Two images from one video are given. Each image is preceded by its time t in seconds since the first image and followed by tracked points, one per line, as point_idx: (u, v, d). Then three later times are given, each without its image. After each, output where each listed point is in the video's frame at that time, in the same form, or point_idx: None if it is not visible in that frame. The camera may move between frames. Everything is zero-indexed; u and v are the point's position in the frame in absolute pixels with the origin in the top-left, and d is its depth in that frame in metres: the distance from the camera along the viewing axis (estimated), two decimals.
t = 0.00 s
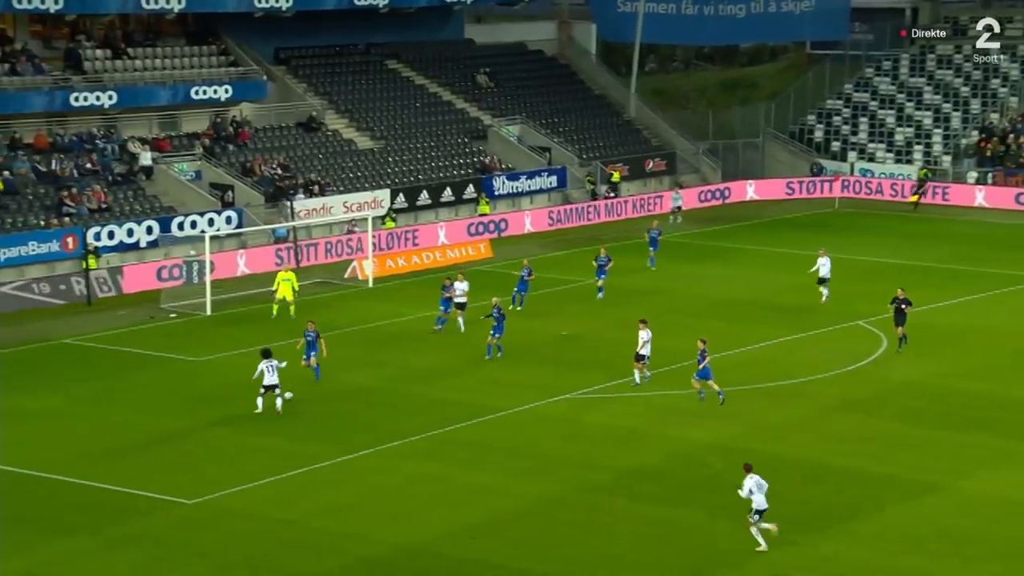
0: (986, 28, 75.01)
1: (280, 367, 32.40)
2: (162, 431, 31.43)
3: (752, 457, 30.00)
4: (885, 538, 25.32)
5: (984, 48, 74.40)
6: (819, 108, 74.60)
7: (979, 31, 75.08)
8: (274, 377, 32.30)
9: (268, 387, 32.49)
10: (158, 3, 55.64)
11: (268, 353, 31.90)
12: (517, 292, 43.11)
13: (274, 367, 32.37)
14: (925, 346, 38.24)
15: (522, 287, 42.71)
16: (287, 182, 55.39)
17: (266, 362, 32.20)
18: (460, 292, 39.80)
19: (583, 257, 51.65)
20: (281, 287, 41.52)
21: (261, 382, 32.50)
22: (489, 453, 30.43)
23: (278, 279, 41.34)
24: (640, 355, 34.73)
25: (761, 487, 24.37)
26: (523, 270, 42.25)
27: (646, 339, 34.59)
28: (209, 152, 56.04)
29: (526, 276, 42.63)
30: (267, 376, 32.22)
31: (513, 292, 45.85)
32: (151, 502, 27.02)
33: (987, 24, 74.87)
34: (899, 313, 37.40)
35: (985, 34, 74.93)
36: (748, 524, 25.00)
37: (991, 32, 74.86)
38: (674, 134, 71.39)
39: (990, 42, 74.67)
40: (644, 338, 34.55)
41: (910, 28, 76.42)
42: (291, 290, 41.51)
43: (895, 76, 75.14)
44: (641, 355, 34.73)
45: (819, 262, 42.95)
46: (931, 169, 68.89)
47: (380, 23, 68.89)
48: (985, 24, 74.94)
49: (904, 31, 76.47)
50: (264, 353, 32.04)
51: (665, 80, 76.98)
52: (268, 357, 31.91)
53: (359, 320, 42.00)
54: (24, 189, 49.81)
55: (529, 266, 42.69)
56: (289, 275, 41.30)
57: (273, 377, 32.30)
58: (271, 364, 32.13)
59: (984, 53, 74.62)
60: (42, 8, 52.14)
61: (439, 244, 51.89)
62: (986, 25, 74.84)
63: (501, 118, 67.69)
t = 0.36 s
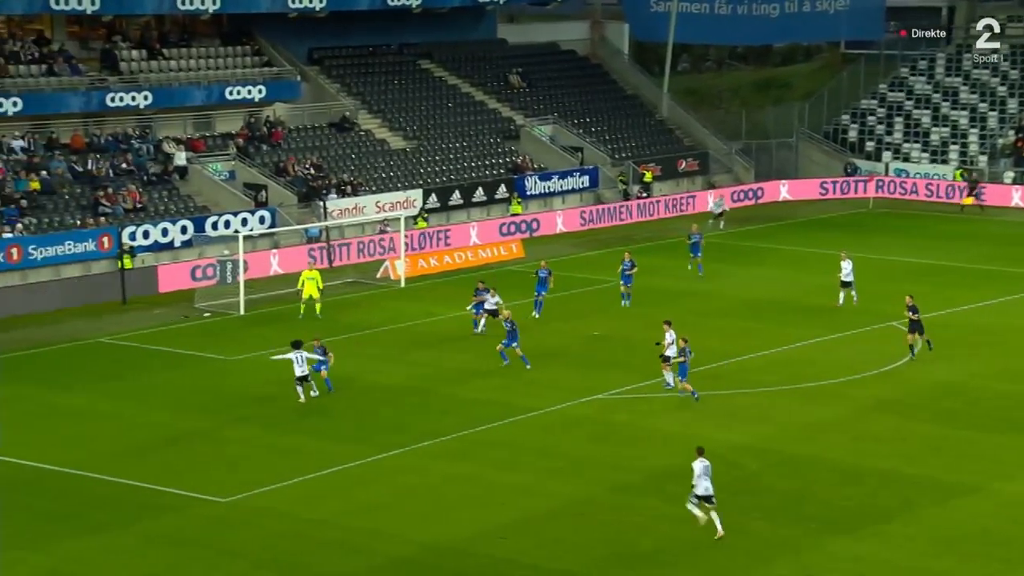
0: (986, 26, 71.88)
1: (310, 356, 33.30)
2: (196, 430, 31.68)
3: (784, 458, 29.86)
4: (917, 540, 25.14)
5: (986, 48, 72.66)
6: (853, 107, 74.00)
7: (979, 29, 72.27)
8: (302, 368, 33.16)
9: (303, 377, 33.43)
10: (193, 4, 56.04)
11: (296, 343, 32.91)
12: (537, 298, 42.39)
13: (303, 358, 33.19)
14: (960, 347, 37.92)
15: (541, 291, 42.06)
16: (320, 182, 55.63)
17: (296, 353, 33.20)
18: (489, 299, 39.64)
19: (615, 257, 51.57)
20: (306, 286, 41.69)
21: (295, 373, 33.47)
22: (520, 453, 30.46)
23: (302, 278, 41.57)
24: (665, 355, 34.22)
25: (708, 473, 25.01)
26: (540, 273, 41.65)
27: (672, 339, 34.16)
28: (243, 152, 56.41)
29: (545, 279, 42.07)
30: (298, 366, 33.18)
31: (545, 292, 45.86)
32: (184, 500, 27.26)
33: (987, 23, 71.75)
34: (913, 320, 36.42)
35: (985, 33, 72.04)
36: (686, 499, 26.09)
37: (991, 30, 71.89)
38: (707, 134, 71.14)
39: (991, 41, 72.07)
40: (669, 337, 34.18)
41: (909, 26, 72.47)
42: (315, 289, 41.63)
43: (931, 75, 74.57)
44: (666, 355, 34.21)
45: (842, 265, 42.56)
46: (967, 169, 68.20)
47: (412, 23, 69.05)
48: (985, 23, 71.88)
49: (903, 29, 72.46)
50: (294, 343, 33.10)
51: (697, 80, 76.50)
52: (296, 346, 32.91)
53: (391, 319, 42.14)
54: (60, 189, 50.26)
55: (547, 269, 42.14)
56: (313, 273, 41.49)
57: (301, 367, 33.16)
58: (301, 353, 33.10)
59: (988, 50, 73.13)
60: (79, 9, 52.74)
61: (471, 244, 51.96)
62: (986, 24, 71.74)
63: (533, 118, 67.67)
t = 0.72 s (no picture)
0: (986, 27, 73.45)
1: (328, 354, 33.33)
2: (214, 429, 31.75)
3: (803, 459, 29.74)
4: (936, 542, 24.99)
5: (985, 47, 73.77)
6: (873, 107, 73.77)
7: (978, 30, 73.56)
8: (322, 364, 33.19)
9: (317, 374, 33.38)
10: (212, 5, 56.22)
11: (315, 338, 32.91)
12: (551, 302, 41.68)
13: (321, 354, 33.25)
14: (981, 347, 37.70)
15: (553, 294, 41.38)
16: (339, 182, 55.75)
17: (313, 348, 33.17)
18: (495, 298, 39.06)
19: (633, 257, 51.52)
20: (324, 288, 41.75)
21: (309, 369, 33.44)
22: (538, 453, 30.43)
23: (320, 279, 41.64)
24: (681, 356, 34.23)
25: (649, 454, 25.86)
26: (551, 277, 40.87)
27: (687, 339, 34.20)
28: (262, 152, 56.57)
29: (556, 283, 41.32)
30: (315, 362, 33.12)
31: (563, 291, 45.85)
32: (202, 499, 27.33)
33: (986, 24, 73.29)
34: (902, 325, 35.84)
35: (985, 34, 73.44)
36: (632, 477, 27.11)
37: (990, 31, 73.49)
38: (725, 134, 70.99)
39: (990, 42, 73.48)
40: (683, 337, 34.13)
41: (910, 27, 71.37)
42: (334, 290, 41.72)
43: (951, 75, 74.16)
44: (682, 356, 34.23)
45: (850, 268, 42.26)
46: (987, 170, 67.91)
47: (430, 23, 69.11)
48: (985, 24, 73.31)
49: (904, 31, 71.43)
50: (311, 339, 33.15)
51: (717, 79, 76.30)
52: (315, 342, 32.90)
53: (409, 319, 42.19)
54: (81, 189, 50.53)
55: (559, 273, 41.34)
56: (332, 275, 41.50)
57: (321, 363, 33.16)
58: (320, 349, 33.15)
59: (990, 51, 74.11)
60: (99, 10, 53.01)
61: (489, 244, 51.98)
62: (986, 25, 73.16)
63: (551, 119, 67.66)
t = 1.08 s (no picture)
0: (986, 27, 71.75)
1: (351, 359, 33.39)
2: (220, 429, 31.81)
3: (809, 459, 29.71)
4: (942, 542, 24.95)
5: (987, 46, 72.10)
6: (881, 107, 73.66)
7: (978, 31, 71.99)
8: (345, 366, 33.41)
9: (335, 375, 33.47)
10: (220, 5, 56.31)
11: (340, 343, 32.93)
12: (556, 308, 41.32)
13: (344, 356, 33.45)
14: (988, 348, 37.65)
15: (557, 300, 40.97)
16: (347, 182, 55.85)
17: (336, 350, 33.26)
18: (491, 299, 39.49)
19: (640, 257, 51.51)
20: (336, 290, 41.73)
21: (330, 372, 33.37)
22: (544, 453, 30.44)
23: (333, 281, 41.51)
24: (686, 355, 34.30)
25: (581, 444, 26.80)
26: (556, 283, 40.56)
27: (692, 338, 34.27)
28: (270, 152, 56.65)
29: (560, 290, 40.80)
30: (338, 363, 33.21)
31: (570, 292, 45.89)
32: (207, 499, 27.38)
33: (986, 24, 71.72)
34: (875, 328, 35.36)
35: (985, 34, 71.82)
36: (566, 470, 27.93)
37: (991, 30, 71.69)
38: (733, 134, 70.90)
39: (991, 42, 71.76)
40: (688, 336, 34.17)
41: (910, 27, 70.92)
42: (346, 292, 41.73)
43: (960, 75, 73.98)
44: (687, 356, 34.30)
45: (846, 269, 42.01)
46: (996, 170, 67.79)
47: (437, 23, 69.15)
48: (985, 24, 71.79)
49: (903, 31, 71.08)
50: (336, 342, 33.21)
51: (725, 79, 76.25)
52: (342, 344, 33.08)
53: (417, 319, 42.23)
54: (89, 189, 50.60)
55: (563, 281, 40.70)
56: (344, 279, 41.49)
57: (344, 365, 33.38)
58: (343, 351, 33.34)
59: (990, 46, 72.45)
60: (108, 10, 53.08)
61: (497, 245, 52.01)
62: (986, 25, 71.66)
63: (559, 119, 67.67)
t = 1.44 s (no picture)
0: (986, 27, 72.13)
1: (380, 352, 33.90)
2: (219, 429, 31.78)
3: (808, 459, 29.71)
4: (942, 542, 24.96)
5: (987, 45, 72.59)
6: (880, 108, 73.70)
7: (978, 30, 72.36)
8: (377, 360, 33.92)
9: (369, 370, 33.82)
10: (219, 5, 56.30)
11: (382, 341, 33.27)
12: (557, 309, 41.08)
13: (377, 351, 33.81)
14: (987, 348, 37.68)
15: (559, 302, 40.59)
16: (345, 182, 55.84)
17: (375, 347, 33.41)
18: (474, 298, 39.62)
19: (639, 257, 51.53)
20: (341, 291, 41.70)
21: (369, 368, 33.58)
22: (543, 453, 30.43)
23: (338, 283, 41.46)
24: (682, 355, 34.43)
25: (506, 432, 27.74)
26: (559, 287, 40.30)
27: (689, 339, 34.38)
28: (268, 152, 56.63)
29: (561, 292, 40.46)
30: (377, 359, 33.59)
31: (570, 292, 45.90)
32: (207, 499, 27.37)
33: (986, 24, 72.01)
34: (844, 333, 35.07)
35: (985, 34, 72.13)
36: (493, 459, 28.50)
37: (991, 30, 72.02)
38: (732, 134, 70.90)
39: (991, 42, 72.10)
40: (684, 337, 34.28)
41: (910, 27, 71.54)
42: (352, 294, 41.68)
43: (958, 75, 74.06)
44: (684, 357, 34.40)
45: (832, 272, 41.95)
46: (994, 170, 67.89)
47: (436, 24, 69.16)
48: (986, 24, 72.10)
49: (903, 32, 71.74)
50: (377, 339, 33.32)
51: (723, 80, 76.33)
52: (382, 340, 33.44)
53: (417, 319, 42.23)
54: (88, 189, 50.55)
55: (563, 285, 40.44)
56: (349, 279, 41.48)
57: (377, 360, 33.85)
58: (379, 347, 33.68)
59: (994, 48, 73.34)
60: (106, 10, 53.05)
61: (495, 245, 52.01)
62: (985, 25, 72.02)
63: (557, 119, 67.69)
